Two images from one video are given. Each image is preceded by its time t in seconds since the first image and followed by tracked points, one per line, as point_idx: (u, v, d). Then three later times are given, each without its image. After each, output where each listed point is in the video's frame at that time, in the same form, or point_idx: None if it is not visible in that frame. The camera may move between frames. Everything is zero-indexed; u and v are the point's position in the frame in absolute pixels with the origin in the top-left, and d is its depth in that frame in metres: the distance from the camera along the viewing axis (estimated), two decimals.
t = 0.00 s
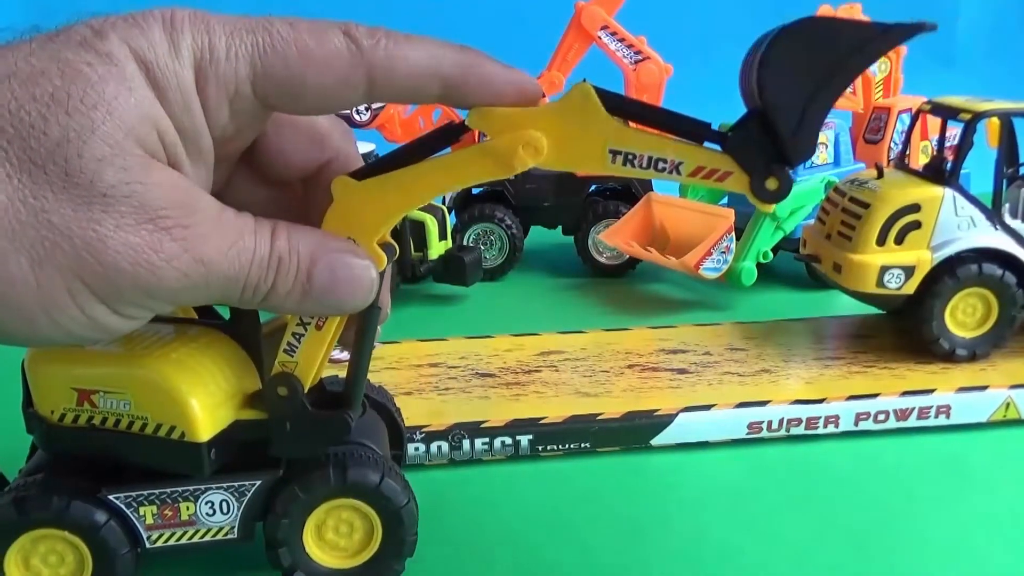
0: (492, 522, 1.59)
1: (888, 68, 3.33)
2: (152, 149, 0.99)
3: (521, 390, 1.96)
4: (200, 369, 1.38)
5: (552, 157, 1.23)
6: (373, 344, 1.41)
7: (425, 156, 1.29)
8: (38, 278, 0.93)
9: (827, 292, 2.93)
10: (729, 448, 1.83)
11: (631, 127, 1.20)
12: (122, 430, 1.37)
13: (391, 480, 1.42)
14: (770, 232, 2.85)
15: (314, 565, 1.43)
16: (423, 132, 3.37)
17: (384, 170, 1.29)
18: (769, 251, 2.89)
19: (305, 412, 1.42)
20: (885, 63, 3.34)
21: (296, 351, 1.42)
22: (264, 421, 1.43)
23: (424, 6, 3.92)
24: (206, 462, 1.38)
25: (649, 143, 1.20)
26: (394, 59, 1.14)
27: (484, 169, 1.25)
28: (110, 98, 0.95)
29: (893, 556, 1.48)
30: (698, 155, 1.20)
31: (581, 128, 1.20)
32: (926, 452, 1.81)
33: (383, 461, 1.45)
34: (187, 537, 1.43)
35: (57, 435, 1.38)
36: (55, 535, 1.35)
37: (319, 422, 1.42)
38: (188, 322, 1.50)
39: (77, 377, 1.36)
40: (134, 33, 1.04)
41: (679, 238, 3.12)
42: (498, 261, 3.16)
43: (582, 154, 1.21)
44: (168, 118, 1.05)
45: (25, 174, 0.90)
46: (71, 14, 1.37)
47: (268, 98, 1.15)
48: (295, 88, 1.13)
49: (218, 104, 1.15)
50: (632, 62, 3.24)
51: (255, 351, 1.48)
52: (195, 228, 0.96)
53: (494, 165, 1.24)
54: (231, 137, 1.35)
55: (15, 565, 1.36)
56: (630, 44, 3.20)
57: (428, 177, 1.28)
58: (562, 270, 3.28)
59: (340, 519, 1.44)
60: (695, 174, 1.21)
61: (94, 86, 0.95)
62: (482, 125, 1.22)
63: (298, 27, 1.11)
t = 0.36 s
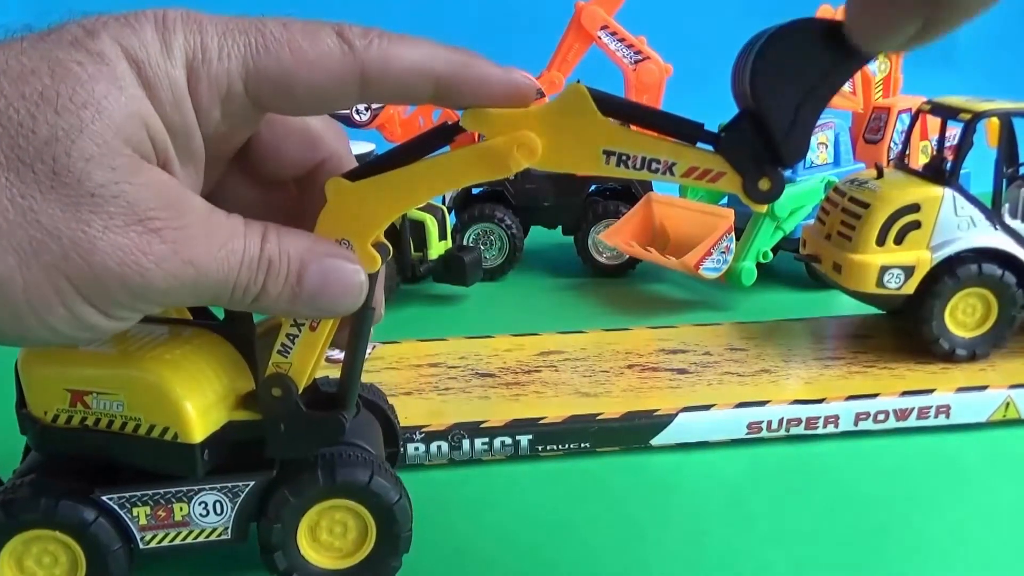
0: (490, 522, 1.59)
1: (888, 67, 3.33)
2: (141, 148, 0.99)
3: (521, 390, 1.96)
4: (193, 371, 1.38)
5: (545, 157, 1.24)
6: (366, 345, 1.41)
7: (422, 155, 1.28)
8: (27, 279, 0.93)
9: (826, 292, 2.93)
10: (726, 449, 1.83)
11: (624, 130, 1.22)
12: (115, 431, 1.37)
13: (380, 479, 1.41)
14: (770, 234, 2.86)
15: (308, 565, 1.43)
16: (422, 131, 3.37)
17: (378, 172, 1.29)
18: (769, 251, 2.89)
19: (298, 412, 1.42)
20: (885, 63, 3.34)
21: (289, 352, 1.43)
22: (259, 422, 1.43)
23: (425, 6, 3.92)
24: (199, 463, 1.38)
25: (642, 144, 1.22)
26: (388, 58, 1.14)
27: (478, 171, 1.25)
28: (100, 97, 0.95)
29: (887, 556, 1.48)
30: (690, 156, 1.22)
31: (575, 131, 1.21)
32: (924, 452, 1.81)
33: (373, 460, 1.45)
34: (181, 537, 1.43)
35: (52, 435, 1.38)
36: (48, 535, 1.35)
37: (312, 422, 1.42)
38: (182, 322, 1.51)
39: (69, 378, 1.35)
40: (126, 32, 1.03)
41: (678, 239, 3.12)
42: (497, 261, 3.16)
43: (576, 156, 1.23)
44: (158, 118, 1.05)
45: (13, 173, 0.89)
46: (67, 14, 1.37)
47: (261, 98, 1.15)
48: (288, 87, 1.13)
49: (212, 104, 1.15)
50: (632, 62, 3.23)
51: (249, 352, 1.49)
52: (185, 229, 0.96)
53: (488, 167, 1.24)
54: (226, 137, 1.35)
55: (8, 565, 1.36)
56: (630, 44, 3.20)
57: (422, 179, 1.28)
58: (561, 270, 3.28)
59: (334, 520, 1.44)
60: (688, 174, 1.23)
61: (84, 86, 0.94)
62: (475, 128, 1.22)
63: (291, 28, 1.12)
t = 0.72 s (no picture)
0: (491, 522, 1.59)
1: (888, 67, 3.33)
2: (149, 149, 0.99)
3: (521, 389, 1.96)
4: (199, 372, 1.38)
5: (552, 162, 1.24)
6: (372, 348, 1.40)
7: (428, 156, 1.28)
8: (36, 283, 0.92)
9: (827, 292, 2.93)
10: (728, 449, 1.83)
11: (633, 143, 1.24)
12: (120, 432, 1.37)
13: (387, 480, 1.41)
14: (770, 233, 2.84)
15: (312, 566, 1.43)
16: (423, 131, 3.37)
17: (386, 174, 1.29)
18: (769, 251, 2.89)
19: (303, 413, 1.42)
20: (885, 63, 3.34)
21: (295, 353, 1.42)
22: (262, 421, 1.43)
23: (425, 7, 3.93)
24: (203, 463, 1.38)
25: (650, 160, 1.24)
26: (396, 56, 1.14)
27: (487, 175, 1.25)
28: (107, 98, 0.95)
29: (890, 556, 1.48)
30: (696, 176, 1.25)
31: (584, 139, 1.22)
32: (925, 453, 1.81)
33: (380, 462, 1.45)
34: (185, 537, 1.43)
35: (56, 435, 1.38)
36: (53, 535, 1.35)
37: (317, 422, 1.42)
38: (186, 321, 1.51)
39: (74, 378, 1.36)
40: (133, 33, 1.03)
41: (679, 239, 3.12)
42: (498, 261, 3.16)
43: (585, 164, 1.24)
44: (166, 119, 1.05)
45: (21, 176, 0.88)
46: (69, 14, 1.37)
47: (271, 95, 1.16)
48: (294, 86, 1.13)
49: (217, 104, 1.15)
50: (632, 62, 3.23)
51: (254, 355, 1.49)
52: (194, 230, 0.96)
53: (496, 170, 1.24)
54: (229, 135, 1.35)
55: (12, 565, 1.36)
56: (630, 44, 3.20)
57: (430, 183, 1.28)
58: (562, 270, 3.28)
59: (338, 520, 1.44)
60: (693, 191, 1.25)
61: (91, 87, 0.94)
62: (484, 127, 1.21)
63: (298, 26, 1.11)
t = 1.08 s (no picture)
0: (494, 523, 1.59)
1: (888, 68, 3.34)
2: (159, 145, 0.99)
3: (521, 389, 1.96)
4: (207, 369, 1.38)
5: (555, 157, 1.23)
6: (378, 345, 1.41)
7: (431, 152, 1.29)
8: (47, 277, 0.93)
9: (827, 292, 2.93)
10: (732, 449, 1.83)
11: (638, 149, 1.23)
12: (128, 430, 1.37)
13: (401, 483, 1.41)
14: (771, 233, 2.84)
15: (319, 565, 1.44)
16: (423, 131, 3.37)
17: (390, 170, 1.29)
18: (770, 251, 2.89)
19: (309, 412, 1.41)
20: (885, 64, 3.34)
21: (302, 351, 1.42)
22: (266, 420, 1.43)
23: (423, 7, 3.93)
24: (212, 462, 1.38)
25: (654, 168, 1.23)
26: (399, 50, 1.15)
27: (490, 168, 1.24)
28: (117, 92, 0.95)
29: (892, 557, 1.48)
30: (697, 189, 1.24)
31: (590, 137, 1.21)
32: (927, 453, 1.82)
33: (393, 463, 1.45)
34: (193, 536, 1.43)
35: (63, 434, 1.38)
36: (63, 534, 1.35)
37: (325, 420, 1.41)
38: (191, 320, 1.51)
39: (82, 376, 1.36)
40: (138, 29, 1.03)
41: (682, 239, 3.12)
42: (499, 261, 3.16)
43: (587, 163, 1.23)
44: (175, 114, 1.04)
45: (32, 171, 0.89)
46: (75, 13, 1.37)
47: (274, 92, 1.15)
48: (300, 83, 1.13)
49: (226, 101, 1.15)
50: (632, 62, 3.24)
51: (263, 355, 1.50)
52: (203, 225, 0.96)
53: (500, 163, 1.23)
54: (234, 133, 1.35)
55: (22, 564, 1.37)
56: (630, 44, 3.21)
57: (433, 179, 1.28)
58: (563, 270, 3.28)
59: (346, 520, 1.44)
60: (691, 204, 1.25)
61: (101, 81, 0.94)
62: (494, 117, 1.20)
63: (301, 20, 1.12)
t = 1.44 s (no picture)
0: (492, 523, 1.59)
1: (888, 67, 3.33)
2: (150, 139, 0.98)
3: (521, 389, 1.96)
4: (203, 366, 1.39)
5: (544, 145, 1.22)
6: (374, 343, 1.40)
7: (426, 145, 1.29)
8: (41, 274, 0.93)
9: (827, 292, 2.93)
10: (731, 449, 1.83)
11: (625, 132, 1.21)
12: (127, 430, 1.37)
13: (398, 482, 1.42)
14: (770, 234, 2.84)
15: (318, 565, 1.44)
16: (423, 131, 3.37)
17: (381, 163, 1.29)
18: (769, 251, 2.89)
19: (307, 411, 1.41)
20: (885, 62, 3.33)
21: (297, 348, 1.41)
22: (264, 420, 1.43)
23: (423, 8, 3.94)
24: (210, 461, 1.38)
25: (641, 152, 1.21)
26: (386, 43, 1.17)
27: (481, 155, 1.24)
28: (107, 88, 0.95)
29: (888, 555, 1.48)
30: (686, 172, 1.21)
31: (576, 123, 1.19)
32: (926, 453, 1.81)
33: (391, 462, 1.45)
34: (192, 537, 1.43)
35: (61, 434, 1.38)
36: (61, 534, 1.35)
37: (322, 418, 1.41)
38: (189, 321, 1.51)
39: (78, 376, 1.36)
40: (127, 25, 1.03)
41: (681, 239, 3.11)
42: (498, 261, 3.15)
43: (575, 149, 1.21)
44: (165, 111, 1.04)
45: (24, 166, 0.89)
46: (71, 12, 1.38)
47: (262, 85, 1.17)
48: (289, 74, 1.14)
49: (214, 93, 1.15)
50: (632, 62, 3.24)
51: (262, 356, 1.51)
52: (196, 219, 0.96)
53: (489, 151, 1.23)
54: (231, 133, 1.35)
55: (20, 564, 1.37)
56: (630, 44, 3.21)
57: (423, 167, 1.27)
58: (563, 270, 3.28)
59: (346, 521, 1.44)
60: (680, 187, 1.23)
61: (90, 77, 0.94)
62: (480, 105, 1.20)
63: (288, 13, 1.13)
